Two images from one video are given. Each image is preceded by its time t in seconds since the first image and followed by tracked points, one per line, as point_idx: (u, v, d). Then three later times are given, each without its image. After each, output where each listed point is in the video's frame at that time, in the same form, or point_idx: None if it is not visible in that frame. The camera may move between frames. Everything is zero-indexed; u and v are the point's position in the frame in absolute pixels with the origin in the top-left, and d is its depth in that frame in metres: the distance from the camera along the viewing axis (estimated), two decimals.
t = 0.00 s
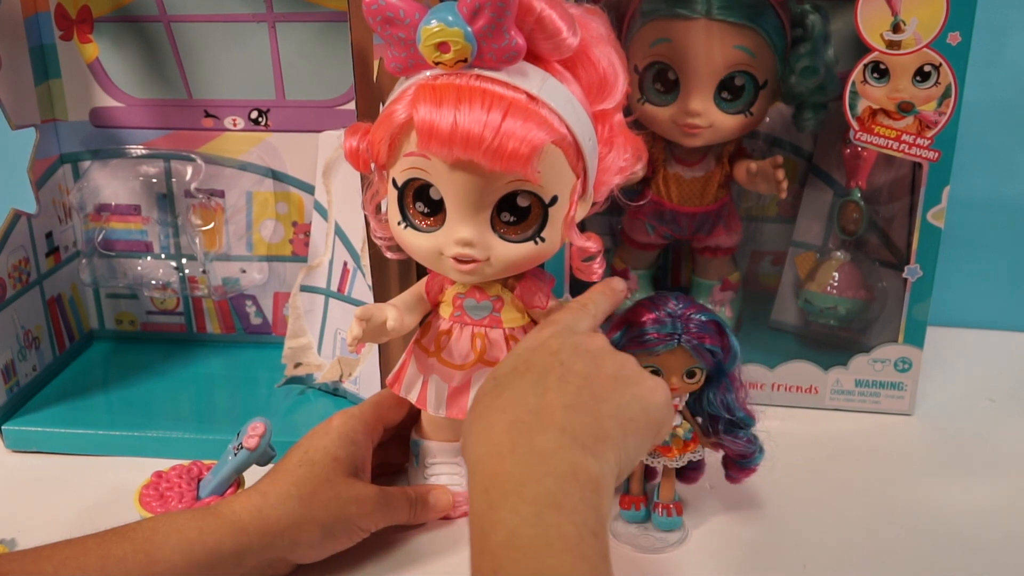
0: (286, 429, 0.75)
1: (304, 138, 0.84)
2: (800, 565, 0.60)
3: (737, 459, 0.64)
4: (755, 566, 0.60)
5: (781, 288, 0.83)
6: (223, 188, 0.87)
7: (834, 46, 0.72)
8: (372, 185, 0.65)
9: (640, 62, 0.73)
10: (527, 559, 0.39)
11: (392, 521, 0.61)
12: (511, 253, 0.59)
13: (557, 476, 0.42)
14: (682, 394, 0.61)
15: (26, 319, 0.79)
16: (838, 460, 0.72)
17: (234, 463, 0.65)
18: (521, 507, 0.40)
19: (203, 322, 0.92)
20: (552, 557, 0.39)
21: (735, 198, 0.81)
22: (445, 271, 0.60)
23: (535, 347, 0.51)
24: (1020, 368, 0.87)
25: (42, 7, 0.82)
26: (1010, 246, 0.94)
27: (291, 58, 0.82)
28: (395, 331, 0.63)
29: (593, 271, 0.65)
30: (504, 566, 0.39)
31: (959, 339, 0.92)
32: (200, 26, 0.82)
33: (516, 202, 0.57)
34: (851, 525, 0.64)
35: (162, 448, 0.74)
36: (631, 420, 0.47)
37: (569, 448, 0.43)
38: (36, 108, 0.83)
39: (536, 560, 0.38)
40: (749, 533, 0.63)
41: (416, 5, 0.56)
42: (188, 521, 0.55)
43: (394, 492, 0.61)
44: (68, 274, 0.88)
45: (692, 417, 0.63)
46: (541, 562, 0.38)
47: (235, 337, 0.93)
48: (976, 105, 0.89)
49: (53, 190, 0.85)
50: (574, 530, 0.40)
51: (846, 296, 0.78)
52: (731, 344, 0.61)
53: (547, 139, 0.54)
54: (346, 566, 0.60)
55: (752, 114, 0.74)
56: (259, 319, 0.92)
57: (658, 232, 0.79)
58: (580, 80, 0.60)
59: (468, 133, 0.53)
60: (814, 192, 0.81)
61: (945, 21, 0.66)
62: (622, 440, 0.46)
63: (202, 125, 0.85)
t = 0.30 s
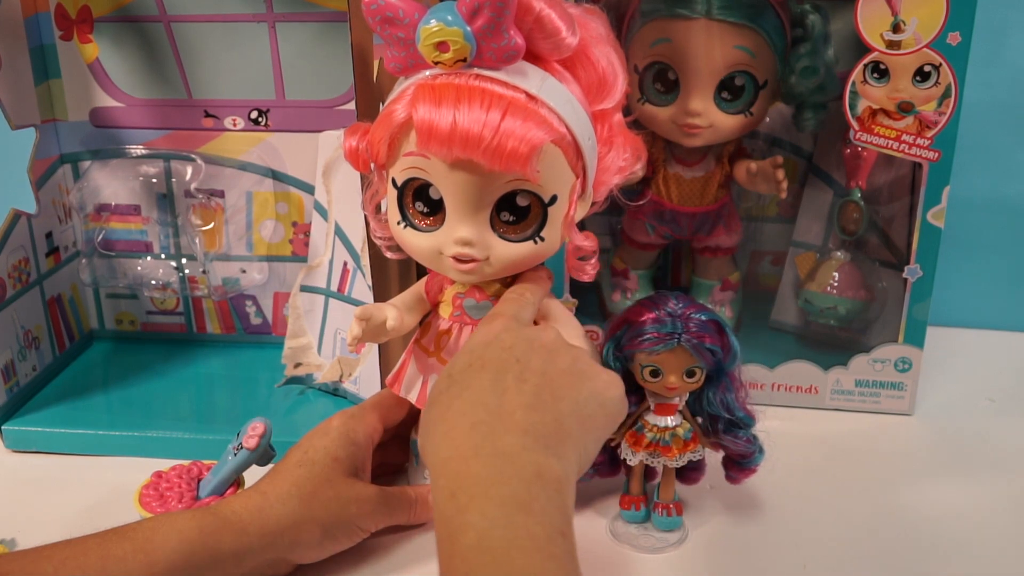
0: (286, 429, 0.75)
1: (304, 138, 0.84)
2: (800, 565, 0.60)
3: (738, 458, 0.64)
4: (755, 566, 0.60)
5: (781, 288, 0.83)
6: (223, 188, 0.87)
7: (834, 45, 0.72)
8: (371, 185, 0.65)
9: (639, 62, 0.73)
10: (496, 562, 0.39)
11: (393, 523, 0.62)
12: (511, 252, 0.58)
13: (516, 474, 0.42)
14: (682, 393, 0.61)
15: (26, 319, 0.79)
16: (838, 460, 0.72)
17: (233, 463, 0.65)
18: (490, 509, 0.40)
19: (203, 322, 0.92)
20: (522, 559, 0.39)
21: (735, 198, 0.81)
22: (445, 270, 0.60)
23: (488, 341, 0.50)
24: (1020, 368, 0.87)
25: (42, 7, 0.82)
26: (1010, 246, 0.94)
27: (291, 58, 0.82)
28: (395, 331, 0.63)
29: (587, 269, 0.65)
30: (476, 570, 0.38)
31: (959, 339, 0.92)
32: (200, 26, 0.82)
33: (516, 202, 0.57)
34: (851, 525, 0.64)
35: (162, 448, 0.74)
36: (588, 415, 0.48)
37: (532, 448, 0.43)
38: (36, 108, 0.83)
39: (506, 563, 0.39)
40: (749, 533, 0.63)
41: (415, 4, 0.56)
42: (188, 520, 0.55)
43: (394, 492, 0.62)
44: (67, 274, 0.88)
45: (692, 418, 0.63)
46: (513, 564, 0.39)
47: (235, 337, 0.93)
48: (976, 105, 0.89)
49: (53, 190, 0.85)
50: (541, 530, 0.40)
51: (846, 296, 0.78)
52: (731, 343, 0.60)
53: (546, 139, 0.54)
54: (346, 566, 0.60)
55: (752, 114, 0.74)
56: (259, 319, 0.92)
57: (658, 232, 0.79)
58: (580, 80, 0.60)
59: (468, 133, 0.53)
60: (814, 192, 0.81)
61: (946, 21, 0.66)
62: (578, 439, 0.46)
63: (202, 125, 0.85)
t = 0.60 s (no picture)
0: (286, 429, 0.75)
1: (304, 138, 0.84)
2: (799, 565, 0.60)
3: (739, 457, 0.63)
4: (754, 567, 0.60)
5: (781, 287, 0.83)
6: (222, 188, 0.87)
7: (834, 45, 0.72)
8: (372, 185, 0.65)
9: (640, 62, 0.73)
10: None
11: (392, 520, 0.61)
12: (511, 252, 0.58)
13: (669, 491, 0.36)
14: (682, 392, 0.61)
15: (26, 319, 0.79)
16: (838, 460, 0.72)
17: (233, 463, 0.65)
18: (637, 520, 0.36)
19: (203, 322, 0.92)
20: None
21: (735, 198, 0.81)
22: (445, 270, 0.60)
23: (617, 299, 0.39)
24: (1020, 368, 0.87)
25: (42, 7, 0.82)
26: (1011, 246, 0.94)
27: (291, 58, 0.82)
28: (394, 331, 0.63)
29: (590, 270, 0.65)
30: None
31: (960, 339, 0.92)
32: (200, 26, 0.82)
33: (516, 202, 0.57)
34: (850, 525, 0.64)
35: (162, 448, 0.74)
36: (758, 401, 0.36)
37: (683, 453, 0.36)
38: (36, 108, 0.83)
39: None
40: (749, 534, 0.63)
41: (415, 4, 0.56)
42: (189, 521, 0.55)
43: (394, 492, 0.61)
44: (67, 274, 0.88)
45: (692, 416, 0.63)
46: None
47: (236, 337, 0.93)
48: (976, 105, 0.89)
49: (54, 190, 0.85)
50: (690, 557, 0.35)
51: (846, 296, 0.78)
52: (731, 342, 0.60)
53: (547, 139, 0.54)
54: (346, 566, 0.60)
55: (753, 114, 0.74)
56: (259, 319, 0.92)
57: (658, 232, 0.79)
58: (580, 80, 0.60)
59: (468, 133, 0.53)
60: (814, 192, 0.81)
61: (946, 21, 0.66)
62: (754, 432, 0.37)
63: (202, 125, 0.85)
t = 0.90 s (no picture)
0: (286, 429, 0.75)
1: (304, 138, 0.84)
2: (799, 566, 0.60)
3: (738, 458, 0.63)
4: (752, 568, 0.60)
5: (781, 288, 0.84)
6: (223, 189, 0.87)
7: (834, 45, 0.72)
8: (372, 185, 0.65)
9: (640, 62, 0.73)
10: None
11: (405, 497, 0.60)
12: (511, 252, 0.59)
13: None
14: (682, 393, 0.60)
15: (26, 320, 0.79)
16: (838, 460, 0.72)
17: (234, 463, 0.65)
18: None
19: (204, 322, 0.93)
20: None
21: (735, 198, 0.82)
22: (444, 269, 0.60)
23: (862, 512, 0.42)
24: (1020, 368, 0.87)
25: (43, 7, 0.82)
26: (1012, 246, 0.94)
27: (291, 58, 0.82)
28: (395, 331, 0.63)
29: (592, 270, 0.65)
30: None
31: (960, 339, 0.92)
32: (201, 27, 0.82)
33: (516, 201, 0.58)
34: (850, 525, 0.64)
35: (162, 448, 0.74)
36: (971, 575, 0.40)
37: None
38: (36, 108, 0.83)
39: None
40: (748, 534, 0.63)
41: (415, 4, 0.56)
42: (196, 520, 0.55)
43: (403, 471, 0.60)
44: (68, 275, 0.88)
45: (692, 417, 0.63)
46: None
47: (236, 337, 0.93)
48: (976, 105, 0.89)
49: (54, 191, 0.85)
50: None
51: (846, 296, 0.78)
52: (731, 342, 0.60)
53: (546, 138, 0.54)
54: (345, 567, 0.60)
55: (753, 114, 0.74)
56: (259, 319, 0.92)
57: (658, 232, 0.79)
58: (580, 79, 0.60)
59: (468, 133, 0.53)
60: (814, 191, 0.81)
61: (946, 21, 0.66)
62: None
63: (202, 125, 0.85)
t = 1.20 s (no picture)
0: (286, 429, 0.75)
1: (305, 138, 0.84)
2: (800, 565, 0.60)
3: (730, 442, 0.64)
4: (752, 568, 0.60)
5: (781, 288, 0.84)
6: (223, 189, 0.87)
7: (834, 45, 0.72)
8: (372, 185, 0.65)
9: (640, 62, 0.73)
10: None
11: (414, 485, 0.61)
12: (511, 252, 0.59)
13: None
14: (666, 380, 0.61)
15: (27, 320, 0.79)
16: (838, 460, 0.72)
17: (234, 462, 0.65)
18: None
19: (205, 322, 0.93)
20: None
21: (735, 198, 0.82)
22: (444, 269, 0.61)
23: None
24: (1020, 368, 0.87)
25: (45, 7, 0.82)
26: (1012, 246, 0.94)
27: (292, 58, 0.82)
28: (395, 331, 0.63)
29: (592, 271, 0.65)
30: None
31: (960, 339, 0.92)
32: (202, 27, 0.82)
33: (516, 201, 0.58)
34: (851, 525, 0.64)
35: (162, 448, 0.74)
36: None
37: None
38: (37, 108, 0.83)
39: None
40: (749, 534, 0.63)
41: (416, 4, 0.56)
42: (210, 515, 0.56)
43: (408, 460, 0.61)
44: (68, 275, 0.88)
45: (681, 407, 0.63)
46: None
47: (236, 337, 0.93)
48: (976, 105, 0.90)
49: (55, 191, 0.85)
50: None
51: (847, 296, 0.78)
52: (710, 326, 0.60)
53: (547, 138, 0.55)
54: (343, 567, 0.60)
55: (753, 114, 0.74)
56: (260, 319, 0.92)
57: (658, 232, 0.79)
58: (580, 79, 0.60)
59: (468, 133, 0.53)
60: (814, 192, 0.81)
61: (946, 21, 0.66)
62: None
63: (203, 125, 0.86)
